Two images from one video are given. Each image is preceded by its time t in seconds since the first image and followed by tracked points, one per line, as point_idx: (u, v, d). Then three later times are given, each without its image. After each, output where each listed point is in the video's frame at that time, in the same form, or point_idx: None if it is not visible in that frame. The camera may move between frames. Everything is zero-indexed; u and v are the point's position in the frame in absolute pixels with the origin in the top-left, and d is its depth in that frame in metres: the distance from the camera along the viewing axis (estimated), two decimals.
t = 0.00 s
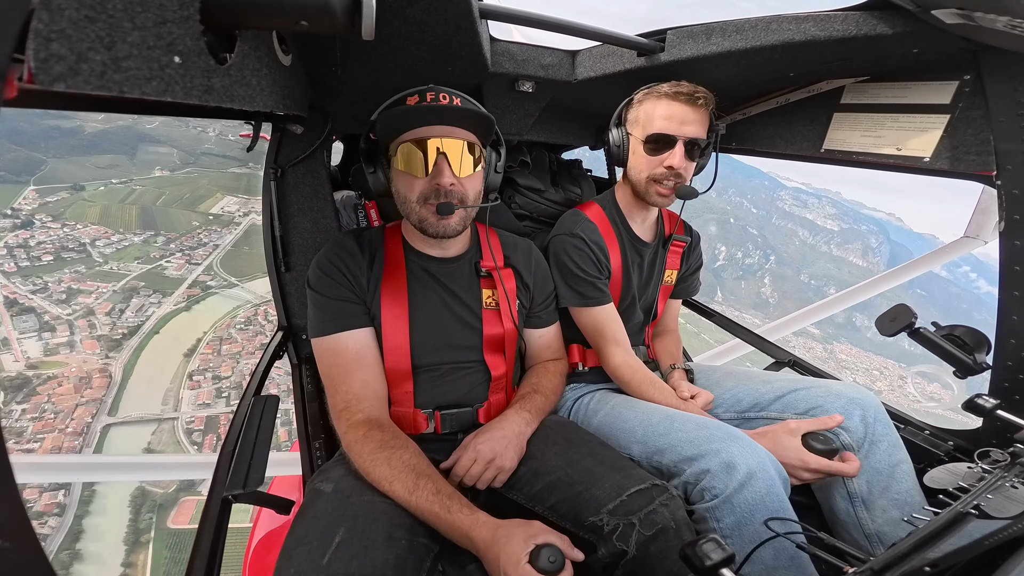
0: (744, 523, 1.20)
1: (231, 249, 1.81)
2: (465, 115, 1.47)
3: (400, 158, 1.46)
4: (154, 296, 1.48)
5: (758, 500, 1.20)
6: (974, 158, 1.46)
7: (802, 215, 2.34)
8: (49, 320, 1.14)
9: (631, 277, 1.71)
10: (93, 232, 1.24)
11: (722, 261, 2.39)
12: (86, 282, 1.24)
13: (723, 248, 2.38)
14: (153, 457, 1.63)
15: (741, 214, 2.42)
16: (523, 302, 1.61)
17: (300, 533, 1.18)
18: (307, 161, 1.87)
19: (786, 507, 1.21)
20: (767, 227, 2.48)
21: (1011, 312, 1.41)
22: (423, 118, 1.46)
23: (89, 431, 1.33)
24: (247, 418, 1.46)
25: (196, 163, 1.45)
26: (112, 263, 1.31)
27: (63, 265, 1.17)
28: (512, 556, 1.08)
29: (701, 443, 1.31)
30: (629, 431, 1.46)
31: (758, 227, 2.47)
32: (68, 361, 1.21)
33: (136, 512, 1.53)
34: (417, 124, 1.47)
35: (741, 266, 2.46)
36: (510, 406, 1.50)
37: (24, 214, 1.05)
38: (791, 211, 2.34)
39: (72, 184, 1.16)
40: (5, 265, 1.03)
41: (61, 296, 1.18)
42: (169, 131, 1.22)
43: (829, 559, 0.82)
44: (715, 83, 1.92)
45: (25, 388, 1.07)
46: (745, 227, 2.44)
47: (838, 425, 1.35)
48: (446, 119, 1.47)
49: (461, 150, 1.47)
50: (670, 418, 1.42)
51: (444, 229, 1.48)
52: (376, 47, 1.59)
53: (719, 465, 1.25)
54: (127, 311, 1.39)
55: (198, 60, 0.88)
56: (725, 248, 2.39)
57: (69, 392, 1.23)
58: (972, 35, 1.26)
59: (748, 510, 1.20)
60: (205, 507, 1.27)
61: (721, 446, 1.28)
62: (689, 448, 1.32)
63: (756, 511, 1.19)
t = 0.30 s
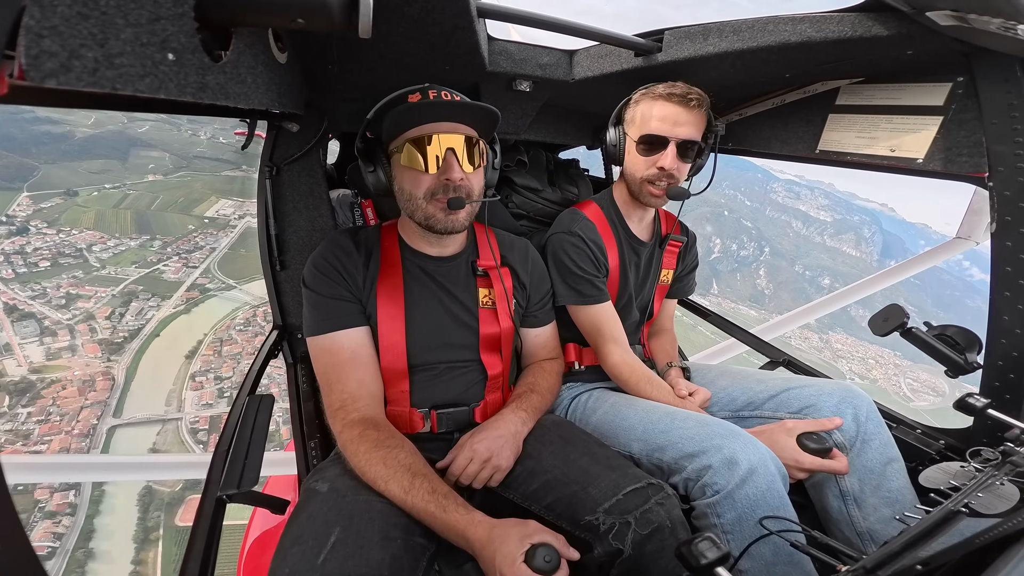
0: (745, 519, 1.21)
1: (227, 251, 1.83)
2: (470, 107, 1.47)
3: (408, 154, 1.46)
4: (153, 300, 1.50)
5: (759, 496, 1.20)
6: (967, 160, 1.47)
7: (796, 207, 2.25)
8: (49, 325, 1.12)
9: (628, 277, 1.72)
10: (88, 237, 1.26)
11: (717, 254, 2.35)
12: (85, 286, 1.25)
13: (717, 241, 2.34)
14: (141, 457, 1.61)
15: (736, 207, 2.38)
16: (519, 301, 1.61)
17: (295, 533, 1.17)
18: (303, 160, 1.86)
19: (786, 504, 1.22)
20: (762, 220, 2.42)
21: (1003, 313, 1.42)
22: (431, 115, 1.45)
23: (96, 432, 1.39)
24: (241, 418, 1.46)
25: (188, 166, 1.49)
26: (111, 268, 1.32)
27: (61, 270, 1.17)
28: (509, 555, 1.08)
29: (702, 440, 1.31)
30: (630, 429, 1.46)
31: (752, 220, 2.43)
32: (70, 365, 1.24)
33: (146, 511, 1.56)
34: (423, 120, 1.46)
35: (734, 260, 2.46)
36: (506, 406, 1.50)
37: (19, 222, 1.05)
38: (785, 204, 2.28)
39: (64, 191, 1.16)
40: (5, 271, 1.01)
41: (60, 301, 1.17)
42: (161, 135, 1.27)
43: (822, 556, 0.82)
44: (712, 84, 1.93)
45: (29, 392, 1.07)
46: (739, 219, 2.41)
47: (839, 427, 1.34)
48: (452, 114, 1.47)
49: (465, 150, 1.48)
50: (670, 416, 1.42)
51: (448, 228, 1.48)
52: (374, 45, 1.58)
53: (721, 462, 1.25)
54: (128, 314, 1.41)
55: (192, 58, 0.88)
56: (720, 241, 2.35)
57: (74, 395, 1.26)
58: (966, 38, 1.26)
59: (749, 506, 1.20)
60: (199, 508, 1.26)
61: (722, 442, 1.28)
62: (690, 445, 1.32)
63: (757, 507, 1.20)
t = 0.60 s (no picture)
0: (756, 502, 1.23)
1: (235, 278, 2.00)
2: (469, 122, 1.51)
3: (421, 170, 1.47)
4: (182, 331, 1.93)
5: (771, 479, 1.22)
6: (940, 157, 1.52)
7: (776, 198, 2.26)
8: (94, 369, 1.57)
9: (621, 276, 1.73)
10: (100, 285, 1.59)
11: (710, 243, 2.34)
12: (114, 330, 1.64)
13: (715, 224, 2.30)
14: (114, 465, 1.70)
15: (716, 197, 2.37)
16: (512, 301, 1.61)
17: (292, 540, 1.17)
18: (287, 163, 1.83)
19: (794, 488, 1.24)
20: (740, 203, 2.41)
21: (979, 305, 1.46)
22: (432, 136, 1.44)
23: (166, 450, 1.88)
24: (229, 425, 1.44)
25: (168, 202, 1.79)
26: (129, 309, 1.70)
27: (87, 320, 1.55)
28: (526, 546, 1.09)
29: (712, 429, 1.33)
30: (635, 421, 1.47)
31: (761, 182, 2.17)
32: (129, 400, 1.71)
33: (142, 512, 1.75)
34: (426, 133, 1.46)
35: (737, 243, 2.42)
36: (502, 407, 1.50)
37: (29, 282, 1.34)
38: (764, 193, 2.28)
39: (60, 246, 1.40)
40: (37, 329, 1.37)
41: (97, 345, 1.58)
42: (132, 174, 1.58)
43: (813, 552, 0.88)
44: (696, 84, 1.95)
45: (100, 425, 1.60)
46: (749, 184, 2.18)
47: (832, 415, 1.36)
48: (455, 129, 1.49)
49: (467, 162, 1.50)
50: (678, 408, 1.44)
51: (462, 237, 1.54)
52: (359, 47, 1.57)
53: (733, 447, 1.27)
54: (161, 348, 1.85)
55: (170, 60, 0.86)
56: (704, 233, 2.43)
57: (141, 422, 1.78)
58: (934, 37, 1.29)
59: (761, 490, 1.22)
60: (186, 517, 1.23)
61: (733, 429, 1.30)
62: (701, 433, 1.33)
63: (769, 490, 1.22)
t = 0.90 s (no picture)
0: (753, 503, 1.23)
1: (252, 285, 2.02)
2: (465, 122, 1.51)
3: (416, 171, 1.47)
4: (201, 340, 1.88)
5: (768, 480, 1.23)
6: (937, 158, 1.53)
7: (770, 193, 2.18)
8: (124, 382, 1.54)
9: (619, 276, 1.73)
10: (118, 302, 1.50)
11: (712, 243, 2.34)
12: (138, 344, 1.60)
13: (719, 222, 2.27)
14: (145, 468, 1.67)
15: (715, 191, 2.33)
16: (510, 301, 1.61)
17: (291, 541, 1.17)
18: (284, 163, 1.83)
19: (791, 489, 1.25)
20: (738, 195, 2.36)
21: (975, 305, 1.47)
22: (428, 136, 1.43)
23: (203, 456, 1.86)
24: (227, 427, 1.44)
25: (170, 216, 1.66)
26: (148, 324, 1.64)
27: (111, 337, 1.48)
28: (525, 548, 1.09)
29: (710, 429, 1.33)
30: (633, 422, 1.47)
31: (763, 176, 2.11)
32: (158, 409, 1.69)
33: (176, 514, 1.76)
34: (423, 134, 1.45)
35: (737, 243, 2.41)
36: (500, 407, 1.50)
37: (49, 303, 1.26)
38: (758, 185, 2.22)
39: (72, 268, 1.31)
40: (64, 348, 1.32)
41: (123, 360, 1.55)
42: (128, 191, 1.46)
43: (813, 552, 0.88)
44: (694, 84, 1.96)
45: (137, 434, 1.61)
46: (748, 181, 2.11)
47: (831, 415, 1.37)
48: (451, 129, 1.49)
49: (463, 163, 1.50)
50: (676, 409, 1.45)
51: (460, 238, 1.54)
52: (357, 47, 1.57)
53: (730, 447, 1.27)
54: (186, 357, 1.82)
55: (167, 59, 0.86)
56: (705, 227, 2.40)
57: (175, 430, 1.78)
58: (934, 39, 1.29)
59: (758, 491, 1.23)
60: (184, 520, 1.23)
61: (730, 430, 1.31)
62: (699, 433, 1.34)
63: (766, 491, 1.22)
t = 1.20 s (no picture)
0: (751, 502, 1.24)
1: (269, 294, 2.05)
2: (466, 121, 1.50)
3: (417, 169, 1.47)
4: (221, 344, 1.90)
5: (766, 480, 1.23)
6: (931, 157, 1.54)
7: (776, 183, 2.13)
8: (155, 389, 1.65)
9: (618, 273, 1.73)
10: (140, 315, 1.57)
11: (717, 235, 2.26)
12: (164, 353, 1.68)
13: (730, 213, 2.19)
14: (171, 466, 1.79)
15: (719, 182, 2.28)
16: (509, 300, 1.62)
17: (292, 540, 1.17)
18: (282, 163, 1.83)
19: (788, 488, 1.25)
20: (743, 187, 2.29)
21: (971, 303, 1.48)
22: (430, 136, 1.43)
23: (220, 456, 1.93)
24: (226, 427, 1.44)
25: (180, 229, 1.68)
26: (172, 334, 1.69)
27: (138, 348, 1.58)
28: (524, 548, 1.09)
29: (708, 428, 1.34)
30: (631, 421, 1.48)
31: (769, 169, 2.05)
32: (190, 413, 1.80)
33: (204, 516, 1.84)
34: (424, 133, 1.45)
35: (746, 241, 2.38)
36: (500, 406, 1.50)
37: (74, 320, 1.32)
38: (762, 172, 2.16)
39: (93, 284, 1.36)
40: (94, 361, 1.41)
41: (151, 369, 1.64)
42: (138, 207, 1.46)
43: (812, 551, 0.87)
44: (691, 84, 1.96)
45: (171, 438, 1.75)
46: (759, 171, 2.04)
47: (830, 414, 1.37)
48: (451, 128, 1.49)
49: (464, 162, 1.50)
50: (675, 408, 1.45)
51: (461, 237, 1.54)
52: (355, 47, 1.57)
53: (727, 447, 1.28)
54: (208, 364, 1.84)
55: (163, 60, 0.86)
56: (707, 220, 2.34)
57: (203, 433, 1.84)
58: (930, 37, 1.30)
59: (756, 490, 1.23)
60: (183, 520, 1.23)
61: (728, 429, 1.31)
62: (697, 433, 1.34)
63: (763, 490, 1.23)
